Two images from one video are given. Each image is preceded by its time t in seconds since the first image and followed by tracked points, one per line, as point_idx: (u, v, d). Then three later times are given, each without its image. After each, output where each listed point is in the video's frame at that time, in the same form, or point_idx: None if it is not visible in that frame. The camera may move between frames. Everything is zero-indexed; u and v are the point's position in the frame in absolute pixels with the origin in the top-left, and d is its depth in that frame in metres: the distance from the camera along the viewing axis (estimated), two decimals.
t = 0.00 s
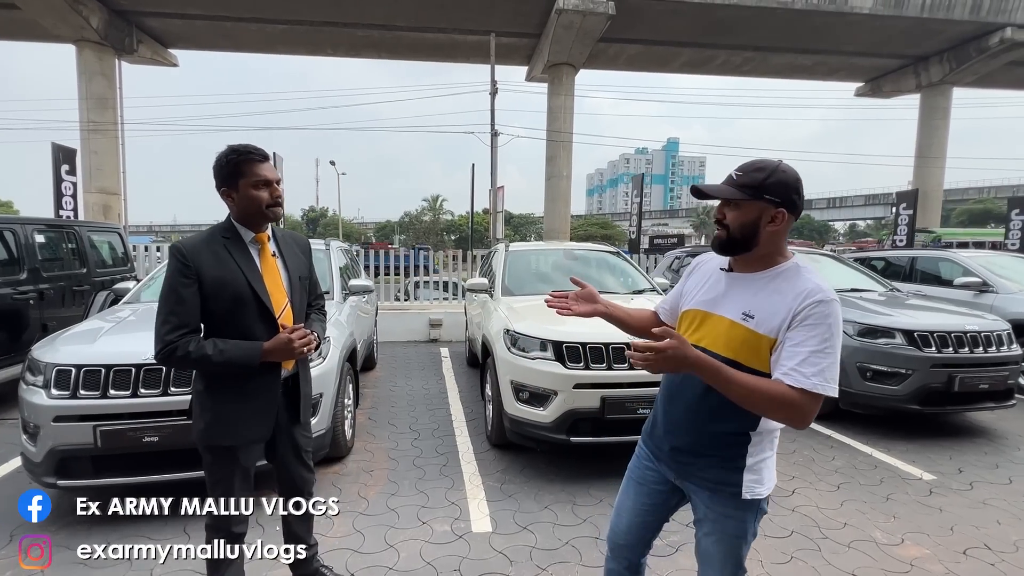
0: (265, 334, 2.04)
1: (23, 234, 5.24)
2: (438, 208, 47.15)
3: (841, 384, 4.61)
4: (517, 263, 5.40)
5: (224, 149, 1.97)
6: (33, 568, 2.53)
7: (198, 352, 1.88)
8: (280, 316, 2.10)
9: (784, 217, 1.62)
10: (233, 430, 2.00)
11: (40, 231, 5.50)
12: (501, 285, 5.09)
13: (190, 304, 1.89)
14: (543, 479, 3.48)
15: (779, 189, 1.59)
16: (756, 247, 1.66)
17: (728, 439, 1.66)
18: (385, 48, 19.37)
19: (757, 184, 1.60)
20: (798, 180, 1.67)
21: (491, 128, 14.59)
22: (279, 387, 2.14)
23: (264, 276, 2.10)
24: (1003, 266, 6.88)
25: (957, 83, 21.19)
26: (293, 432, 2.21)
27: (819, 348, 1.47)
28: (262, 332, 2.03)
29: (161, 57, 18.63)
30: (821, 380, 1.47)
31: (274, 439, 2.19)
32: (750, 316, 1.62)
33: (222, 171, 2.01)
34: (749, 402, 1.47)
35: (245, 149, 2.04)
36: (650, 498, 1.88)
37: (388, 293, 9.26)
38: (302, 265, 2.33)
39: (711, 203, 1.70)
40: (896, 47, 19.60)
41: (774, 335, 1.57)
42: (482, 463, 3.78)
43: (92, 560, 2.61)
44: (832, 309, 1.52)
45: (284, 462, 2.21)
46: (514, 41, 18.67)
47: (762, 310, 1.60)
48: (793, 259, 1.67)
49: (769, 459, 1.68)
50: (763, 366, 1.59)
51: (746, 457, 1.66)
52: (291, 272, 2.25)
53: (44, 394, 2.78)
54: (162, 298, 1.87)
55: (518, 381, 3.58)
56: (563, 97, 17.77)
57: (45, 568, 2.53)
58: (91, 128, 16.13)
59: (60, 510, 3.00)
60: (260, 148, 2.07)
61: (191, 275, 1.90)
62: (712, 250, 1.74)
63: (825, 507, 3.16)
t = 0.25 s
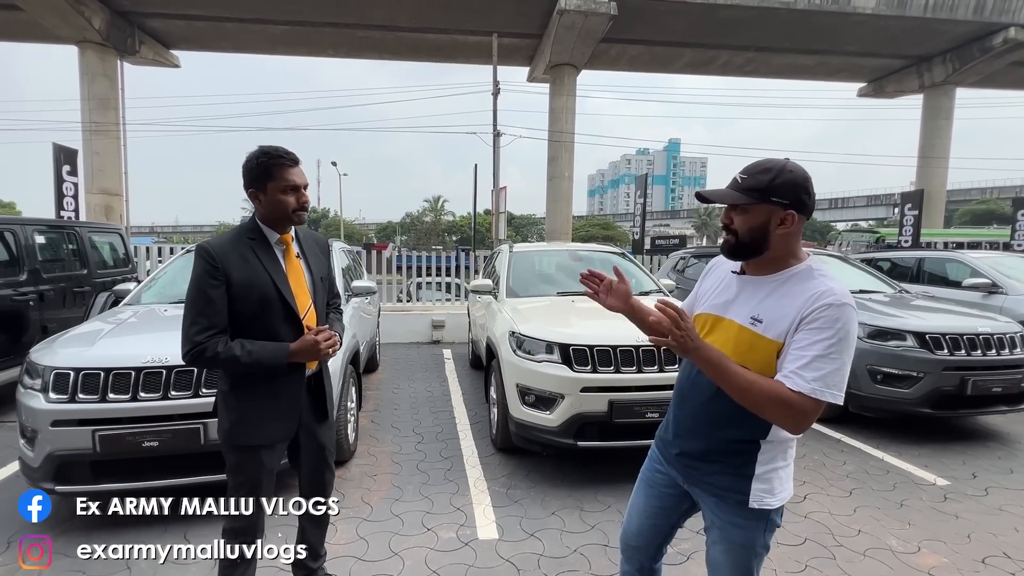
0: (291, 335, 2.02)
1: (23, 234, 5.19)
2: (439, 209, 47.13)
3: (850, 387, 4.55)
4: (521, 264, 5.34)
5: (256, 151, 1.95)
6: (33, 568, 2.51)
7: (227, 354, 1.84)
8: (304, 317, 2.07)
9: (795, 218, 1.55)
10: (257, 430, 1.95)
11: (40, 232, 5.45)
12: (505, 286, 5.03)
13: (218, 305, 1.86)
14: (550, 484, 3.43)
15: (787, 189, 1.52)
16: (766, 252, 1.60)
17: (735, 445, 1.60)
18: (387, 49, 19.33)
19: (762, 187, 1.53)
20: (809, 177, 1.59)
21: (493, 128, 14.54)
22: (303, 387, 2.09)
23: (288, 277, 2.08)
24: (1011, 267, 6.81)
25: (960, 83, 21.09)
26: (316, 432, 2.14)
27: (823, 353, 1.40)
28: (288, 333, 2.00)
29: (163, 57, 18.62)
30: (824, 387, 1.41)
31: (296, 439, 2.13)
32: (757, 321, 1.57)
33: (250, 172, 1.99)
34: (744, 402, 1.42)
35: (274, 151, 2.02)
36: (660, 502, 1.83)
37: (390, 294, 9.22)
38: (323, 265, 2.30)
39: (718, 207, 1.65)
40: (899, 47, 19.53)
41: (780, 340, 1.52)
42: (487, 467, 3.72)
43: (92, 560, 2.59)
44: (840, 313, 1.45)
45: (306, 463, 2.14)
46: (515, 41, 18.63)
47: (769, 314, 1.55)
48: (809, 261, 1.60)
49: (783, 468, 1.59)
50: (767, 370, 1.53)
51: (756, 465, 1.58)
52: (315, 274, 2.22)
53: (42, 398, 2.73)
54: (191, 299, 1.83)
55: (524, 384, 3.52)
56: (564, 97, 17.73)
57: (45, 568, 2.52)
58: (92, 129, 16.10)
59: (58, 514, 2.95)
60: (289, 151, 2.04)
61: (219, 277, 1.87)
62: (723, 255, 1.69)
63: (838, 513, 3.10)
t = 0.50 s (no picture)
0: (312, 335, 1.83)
1: (29, 236, 5.19)
2: (444, 210, 47.20)
3: (862, 390, 4.47)
4: (527, 265, 5.29)
5: (272, 151, 1.78)
6: (34, 568, 2.50)
7: (249, 354, 1.66)
8: (324, 317, 1.89)
9: (798, 218, 1.50)
10: (278, 431, 1.78)
11: (46, 233, 5.46)
12: (511, 287, 4.98)
13: (239, 304, 1.67)
14: (556, 488, 3.38)
15: (791, 188, 1.46)
16: (768, 252, 1.55)
17: (734, 448, 1.54)
18: (391, 50, 19.35)
19: (766, 185, 1.48)
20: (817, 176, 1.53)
21: (497, 129, 14.52)
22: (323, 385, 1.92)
23: (308, 277, 1.88)
24: None
25: (969, 82, 20.87)
26: (336, 435, 1.99)
27: (823, 354, 1.36)
28: (309, 333, 1.81)
29: (170, 60, 18.73)
30: (823, 388, 1.35)
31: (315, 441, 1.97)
32: (758, 322, 1.52)
33: (268, 171, 1.81)
34: (739, 404, 1.39)
35: (293, 150, 1.86)
36: (664, 506, 1.78)
37: (395, 294, 9.20)
38: (339, 265, 2.10)
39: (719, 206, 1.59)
40: (906, 46, 19.35)
41: (780, 342, 1.47)
42: (492, 471, 3.68)
43: (92, 560, 2.58)
44: (843, 313, 1.39)
45: (324, 467, 1.99)
46: (520, 42, 18.60)
47: (770, 315, 1.50)
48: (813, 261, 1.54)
49: (786, 475, 1.52)
50: (767, 375, 1.48)
51: (757, 469, 1.52)
52: (332, 274, 2.02)
53: (45, 400, 2.71)
54: (210, 297, 1.65)
55: (530, 387, 3.48)
56: (569, 98, 17.69)
57: (44, 568, 2.50)
58: (100, 130, 16.21)
59: (62, 516, 2.93)
60: (307, 150, 1.87)
61: (240, 274, 1.68)
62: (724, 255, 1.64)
63: (851, 519, 3.04)
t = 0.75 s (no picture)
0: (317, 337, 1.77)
1: (39, 237, 5.24)
2: (451, 210, 47.31)
3: (874, 393, 4.39)
4: (533, 266, 5.25)
5: (282, 154, 1.72)
6: (34, 568, 2.51)
7: (253, 354, 1.62)
8: (330, 318, 1.83)
9: (782, 217, 1.48)
10: (285, 434, 1.74)
11: (57, 234, 5.51)
12: (517, 288, 4.95)
13: (244, 304, 1.63)
14: (563, 491, 3.34)
15: (776, 187, 1.44)
16: (752, 252, 1.53)
17: (724, 449, 1.51)
18: (399, 52, 19.42)
19: (752, 183, 1.45)
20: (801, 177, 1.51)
21: (504, 129, 14.50)
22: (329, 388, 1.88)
23: (313, 277, 1.83)
24: None
25: (983, 79, 20.52)
26: (342, 438, 1.96)
27: (809, 347, 1.32)
28: (314, 334, 1.76)
29: (180, 63, 18.92)
30: (810, 381, 1.32)
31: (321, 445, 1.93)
32: (743, 319, 1.49)
33: (275, 174, 1.77)
34: (726, 397, 1.34)
35: (301, 152, 1.80)
36: (662, 514, 1.74)
37: (402, 295, 9.21)
38: (346, 269, 2.04)
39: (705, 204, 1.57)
40: (918, 44, 19.08)
41: (767, 337, 1.43)
42: (498, 473, 3.64)
43: (92, 560, 2.58)
44: (827, 307, 1.37)
45: (330, 470, 1.96)
46: (527, 42, 18.58)
47: (756, 311, 1.47)
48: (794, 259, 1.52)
49: (777, 475, 1.49)
50: (754, 370, 1.44)
51: (748, 470, 1.48)
52: (338, 276, 1.96)
53: (51, 401, 2.72)
54: (214, 296, 1.61)
55: (536, 389, 3.44)
56: (576, 98, 17.64)
57: (43, 568, 2.51)
58: (112, 133, 16.41)
59: (68, 516, 2.95)
60: (315, 153, 1.81)
61: (243, 274, 1.64)
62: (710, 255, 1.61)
63: (865, 526, 2.97)
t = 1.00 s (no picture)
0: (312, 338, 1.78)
1: (52, 239, 5.30)
2: (461, 211, 47.41)
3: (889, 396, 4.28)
4: (540, 266, 5.21)
5: (278, 153, 1.72)
6: (32, 568, 2.52)
7: (246, 355, 1.64)
8: (325, 319, 1.84)
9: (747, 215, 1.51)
10: (281, 438, 1.74)
11: (70, 236, 5.58)
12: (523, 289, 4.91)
13: (237, 305, 1.65)
14: (568, 495, 3.30)
15: (742, 187, 1.47)
16: (719, 249, 1.56)
17: (697, 446, 1.51)
18: (409, 53, 19.49)
19: (719, 183, 1.48)
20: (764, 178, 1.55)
21: (513, 129, 14.47)
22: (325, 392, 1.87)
23: (309, 279, 1.84)
24: None
25: (1004, 74, 20.05)
26: (338, 443, 1.95)
27: (774, 338, 1.35)
28: (308, 335, 1.77)
29: (195, 66, 19.18)
30: (777, 371, 1.35)
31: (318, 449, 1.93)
32: (712, 312, 1.51)
33: (271, 174, 1.77)
34: (697, 393, 1.36)
35: (298, 151, 1.80)
36: (640, 511, 1.74)
37: (411, 296, 9.23)
38: (345, 271, 2.05)
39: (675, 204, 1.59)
40: (936, 39, 18.68)
41: (734, 329, 1.46)
42: (503, 476, 3.61)
43: (91, 560, 2.59)
44: (791, 298, 1.40)
45: (327, 473, 1.94)
46: (536, 42, 18.54)
47: (723, 304, 1.50)
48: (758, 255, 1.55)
49: (747, 470, 1.50)
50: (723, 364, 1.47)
51: (719, 466, 1.49)
52: (335, 276, 1.97)
53: (59, 401, 2.74)
54: (209, 296, 1.63)
55: (540, 391, 3.40)
56: (586, 97, 17.56)
57: (44, 568, 2.53)
58: (128, 136, 16.67)
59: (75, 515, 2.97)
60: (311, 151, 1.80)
61: (238, 275, 1.66)
62: (679, 253, 1.63)
63: (879, 533, 2.88)
